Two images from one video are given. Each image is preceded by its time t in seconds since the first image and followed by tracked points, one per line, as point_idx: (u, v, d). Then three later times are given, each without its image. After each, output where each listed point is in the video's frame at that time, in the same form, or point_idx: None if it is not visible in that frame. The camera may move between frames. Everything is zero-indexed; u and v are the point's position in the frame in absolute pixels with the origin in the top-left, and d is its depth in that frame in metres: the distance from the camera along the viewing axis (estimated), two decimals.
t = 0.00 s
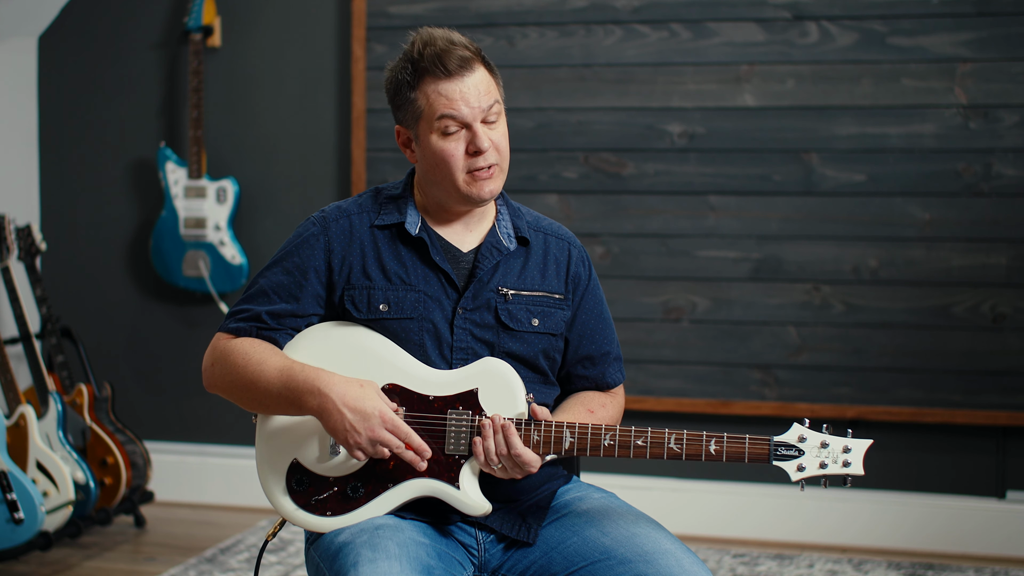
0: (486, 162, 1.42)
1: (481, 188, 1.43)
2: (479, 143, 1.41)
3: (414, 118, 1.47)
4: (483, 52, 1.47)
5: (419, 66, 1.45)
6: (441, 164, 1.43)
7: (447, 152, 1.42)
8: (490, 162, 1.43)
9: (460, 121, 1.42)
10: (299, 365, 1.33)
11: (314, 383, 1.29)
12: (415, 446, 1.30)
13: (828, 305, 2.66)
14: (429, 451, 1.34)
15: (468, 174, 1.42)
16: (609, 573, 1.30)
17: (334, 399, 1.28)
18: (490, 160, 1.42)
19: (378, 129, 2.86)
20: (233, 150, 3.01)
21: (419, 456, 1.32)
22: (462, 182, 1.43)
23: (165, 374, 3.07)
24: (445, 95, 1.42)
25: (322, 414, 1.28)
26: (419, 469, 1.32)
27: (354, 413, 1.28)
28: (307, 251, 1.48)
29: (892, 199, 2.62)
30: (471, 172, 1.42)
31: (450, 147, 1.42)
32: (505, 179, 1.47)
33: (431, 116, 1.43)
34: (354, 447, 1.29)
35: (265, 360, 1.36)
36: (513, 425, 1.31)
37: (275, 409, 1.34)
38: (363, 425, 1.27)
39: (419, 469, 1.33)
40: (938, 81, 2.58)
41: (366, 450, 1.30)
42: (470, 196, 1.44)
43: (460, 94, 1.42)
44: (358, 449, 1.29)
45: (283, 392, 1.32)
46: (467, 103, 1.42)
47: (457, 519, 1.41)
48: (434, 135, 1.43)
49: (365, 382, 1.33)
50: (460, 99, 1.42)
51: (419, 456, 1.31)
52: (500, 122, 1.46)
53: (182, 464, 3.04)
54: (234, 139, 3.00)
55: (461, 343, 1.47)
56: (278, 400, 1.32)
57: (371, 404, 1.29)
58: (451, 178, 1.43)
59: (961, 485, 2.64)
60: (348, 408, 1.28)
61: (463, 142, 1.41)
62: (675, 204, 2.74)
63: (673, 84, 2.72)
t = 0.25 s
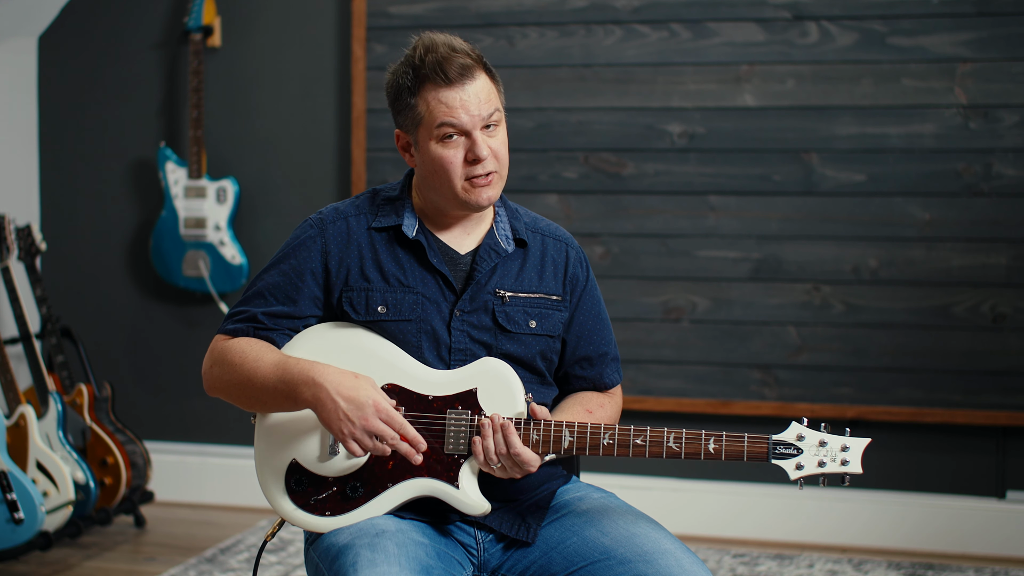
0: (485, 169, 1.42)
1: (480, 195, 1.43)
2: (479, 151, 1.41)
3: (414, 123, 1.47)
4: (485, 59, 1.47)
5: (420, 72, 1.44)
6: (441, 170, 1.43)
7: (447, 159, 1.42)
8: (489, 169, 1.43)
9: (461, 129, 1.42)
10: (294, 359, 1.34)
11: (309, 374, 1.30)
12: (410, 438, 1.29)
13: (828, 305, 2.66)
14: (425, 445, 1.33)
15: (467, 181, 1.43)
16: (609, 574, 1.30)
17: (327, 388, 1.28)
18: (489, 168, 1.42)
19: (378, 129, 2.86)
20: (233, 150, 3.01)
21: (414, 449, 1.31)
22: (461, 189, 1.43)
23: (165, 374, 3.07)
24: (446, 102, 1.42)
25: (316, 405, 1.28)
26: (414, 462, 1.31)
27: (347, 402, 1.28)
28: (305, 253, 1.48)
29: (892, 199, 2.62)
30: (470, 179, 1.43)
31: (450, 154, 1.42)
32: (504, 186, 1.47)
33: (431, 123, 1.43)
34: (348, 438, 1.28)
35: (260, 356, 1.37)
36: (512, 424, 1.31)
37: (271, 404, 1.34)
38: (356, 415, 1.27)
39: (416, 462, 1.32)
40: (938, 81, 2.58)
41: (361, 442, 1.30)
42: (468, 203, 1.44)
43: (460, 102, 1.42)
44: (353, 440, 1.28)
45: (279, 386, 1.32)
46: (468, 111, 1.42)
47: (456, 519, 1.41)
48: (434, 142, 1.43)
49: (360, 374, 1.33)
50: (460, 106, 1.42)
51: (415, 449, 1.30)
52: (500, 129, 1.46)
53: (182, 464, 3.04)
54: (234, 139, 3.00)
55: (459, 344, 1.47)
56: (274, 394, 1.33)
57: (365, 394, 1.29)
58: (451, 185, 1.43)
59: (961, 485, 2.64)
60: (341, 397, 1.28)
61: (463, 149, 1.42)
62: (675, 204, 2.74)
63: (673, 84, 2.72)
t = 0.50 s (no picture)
0: (476, 164, 1.42)
1: (470, 189, 1.43)
2: (470, 145, 1.41)
3: (408, 117, 1.47)
4: (480, 53, 1.47)
5: (414, 65, 1.45)
6: (432, 164, 1.43)
7: (438, 152, 1.42)
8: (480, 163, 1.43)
9: (452, 122, 1.42)
10: (295, 363, 1.34)
11: (310, 379, 1.30)
12: (409, 445, 1.31)
13: (828, 305, 2.66)
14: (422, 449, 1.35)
15: (458, 174, 1.43)
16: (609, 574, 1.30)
17: (329, 394, 1.28)
18: (480, 162, 1.42)
19: (378, 129, 2.86)
20: (233, 150, 3.01)
21: (411, 455, 1.32)
22: (452, 183, 1.43)
23: (165, 374, 3.07)
24: (438, 95, 1.42)
25: (317, 410, 1.28)
26: (410, 467, 1.32)
27: (349, 407, 1.28)
28: (303, 254, 1.48)
29: (892, 199, 2.62)
30: (461, 173, 1.43)
31: (441, 148, 1.42)
32: (496, 182, 1.47)
33: (424, 116, 1.43)
34: (349, 443, 1.29)
35: (262, 359, 1.37)
36: (511, 422, 1.30)
37: (272, 407, 1.34)
38: (357, 421, 1.28)
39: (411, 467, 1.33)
40: (938, 81, 2.58)
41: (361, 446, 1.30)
42: (459, 197, 1.44)
43: (453, 95, 1.42)
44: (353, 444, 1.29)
45: (279, 390, 1.32)
46: (460, 105, 1.42)
47: (456, 519, 1.41)
48: (426, 135, 1.43)
49: (361, 379, 1.33)
50: (453, 100, 1.42)
51: (411, 455, 1.32)
52: (493, 124, 1.45)
53: (182, 464, 3.04)
54: (235, 139, 3.00)
55: (458, 343, 1.47)
56: (274, 397, 1.33)
57: (366, 400, 1.29)
58: (442, 179, 1.43)
59: (961, 485, 2.64)
60: (343, 403, 1.28)
61: (454, 143, 1.42)
62: (675, 204, 2.74)
63: (673, 84, 2.72)
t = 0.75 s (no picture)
0: (473, 163, 1.42)
1: (467, 188, 1.43)
2: (467, 144, 1.41)
3: (408, 114, 1.47)
4: (481, 53, 1.47)
5: (415, 63, 1.44)
6: (430, 162, 1.43)
7: (436, 150, 1.42)
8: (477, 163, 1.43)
9: (451, 121, 1.42)
10: (294, 361, 1.34)
11: (309, 375, 1.30)
12: (409, 440, 1.30)
13: (828, 305, 2.66)
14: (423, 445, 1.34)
15: (455, 173, 1.43)
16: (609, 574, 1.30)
17: (328, 390, 1.28)
18: (478, 162, 1.42)
19: (378, 129, 2.86)
20: (233, 150, 3.01)
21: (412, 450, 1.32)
22: (448, 181, 1.43)
23: (165, 374, 3.07)
24: (438, 94, 1.42)
25: (316, 407, 1.28)
26: (413, 464, 1.31)
27: (348, 403, 1.28)
28: (302, 253, 1.48)
29: (892, 199, 2.62)
30: (458, 172, 1.43)
31: (439, 146, 1.42)
32: (493, 182, 1.47)
33: (423, 114, 1.43)
34: (349, 439, 1.28)
35: (260, 358, 1.37)
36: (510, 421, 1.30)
37: (271, 405, 1.34)
38: (357, 417, 1.28)
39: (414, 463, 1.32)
40: (938, 81, 2.58)
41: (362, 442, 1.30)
42: (455, 196, 1.44)
43: (453, 94, 1.42)
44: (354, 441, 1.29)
45: (278, 388, 1.32)
46: (459, 104, 1.42)
47: (456, 518, 1.41)
48: (424, 133, 1.43)
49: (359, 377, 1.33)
50: (452, 99, 1.42)
51: (412, 451, 1.31)
52: (492, 124, 1.45)
53: (182, 464, 3.04)
54: (235, 139, 3.00)
55: (457, 342, 1.47)
56: (274, 395, 1.33)
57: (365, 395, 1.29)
58: (438, 177, 1.43)
59: (961, 485, 2.64)
60: (342, 399, 1.28)
61: (452, 142, 1.42)
62: (675, 204, 2.74)
63: (673, 84, 2.72)
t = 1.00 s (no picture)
0: (477, 163, 1.42)
1: (469, 188, 1.43)
2: (472, 144, 1.41)
3: (413, 111, 1.47)
4: (489, 54, 1.47)
5: (424, 60, 1.44)
6: (433, 160, 1.43)
7: (440, 148, 1.42)
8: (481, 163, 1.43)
9: (457, 120, 1.42)
10: (292, 361, 1.34)
11: (306, 376, 1.30)
12: (406, 440, 1.30)
13: (828, 305, 2.66)
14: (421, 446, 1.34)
15: (458, 172, 1.43)
16: (609, 573, 1.30)
17: (324, 391, 1.28)
18: (481, 161, 1.42)
19: (378, 129, 2.86)
20: (233, 150, 3.01)
21: (410, 450, 1.31)
22: (451, 180, 1.43)
23: (165, 374, 3.07)
24: (445, 92, 1.42)
25: (313, 407, 1.28)
26: (410, 464, 1.31)
27: (344, 404, 1.28)
28: (301, 254, 1.48)
29: (892, 199, 2.62)
30: (461, 171, 1.43)
31: (443, 145, 1.42)
32: (494, 182, 1.47)
33: (429, 111, 1.43)
34: (346, 440, 1.28)
35: (259, 358, 1.37)
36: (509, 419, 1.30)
37: (269, 406, 1.34)
38: (353, 417, 1.27)
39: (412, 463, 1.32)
40: (938, 81, 2.58)
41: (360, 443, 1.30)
42: (457, 195, 1.44)
43: (460, 93, 1.42)
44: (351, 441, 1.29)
45: (276, 388, 1.32)
46: (466, 103, 1.42)
47: (456, 518, 1.41)
48: (430, 130, 1.43)
49: (357, 376, 1.33)
50: (459, 98, 1.42)
51: (410, 451, 1.31)
52: (497, 125, 1.45)
53: (182, 464, 3.04)
54: (235, 139, 3.00)
55: (456, 342, 1.47)
56: (271, 396, 1.32)
57: (361, 396, 1.29)
58: (441, 176, 1.43)
59: (961, 485, 2.64)
60: (338, 400, 1.28)
61: (457, 141, 1.41)
62: (675, 204, 2.74)
63: (673, 84, 2.72)
